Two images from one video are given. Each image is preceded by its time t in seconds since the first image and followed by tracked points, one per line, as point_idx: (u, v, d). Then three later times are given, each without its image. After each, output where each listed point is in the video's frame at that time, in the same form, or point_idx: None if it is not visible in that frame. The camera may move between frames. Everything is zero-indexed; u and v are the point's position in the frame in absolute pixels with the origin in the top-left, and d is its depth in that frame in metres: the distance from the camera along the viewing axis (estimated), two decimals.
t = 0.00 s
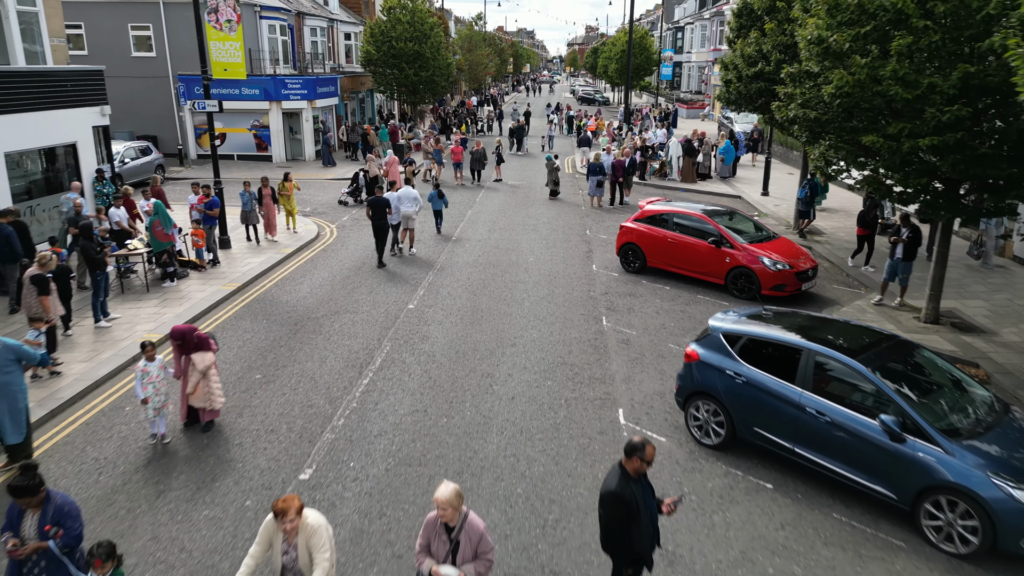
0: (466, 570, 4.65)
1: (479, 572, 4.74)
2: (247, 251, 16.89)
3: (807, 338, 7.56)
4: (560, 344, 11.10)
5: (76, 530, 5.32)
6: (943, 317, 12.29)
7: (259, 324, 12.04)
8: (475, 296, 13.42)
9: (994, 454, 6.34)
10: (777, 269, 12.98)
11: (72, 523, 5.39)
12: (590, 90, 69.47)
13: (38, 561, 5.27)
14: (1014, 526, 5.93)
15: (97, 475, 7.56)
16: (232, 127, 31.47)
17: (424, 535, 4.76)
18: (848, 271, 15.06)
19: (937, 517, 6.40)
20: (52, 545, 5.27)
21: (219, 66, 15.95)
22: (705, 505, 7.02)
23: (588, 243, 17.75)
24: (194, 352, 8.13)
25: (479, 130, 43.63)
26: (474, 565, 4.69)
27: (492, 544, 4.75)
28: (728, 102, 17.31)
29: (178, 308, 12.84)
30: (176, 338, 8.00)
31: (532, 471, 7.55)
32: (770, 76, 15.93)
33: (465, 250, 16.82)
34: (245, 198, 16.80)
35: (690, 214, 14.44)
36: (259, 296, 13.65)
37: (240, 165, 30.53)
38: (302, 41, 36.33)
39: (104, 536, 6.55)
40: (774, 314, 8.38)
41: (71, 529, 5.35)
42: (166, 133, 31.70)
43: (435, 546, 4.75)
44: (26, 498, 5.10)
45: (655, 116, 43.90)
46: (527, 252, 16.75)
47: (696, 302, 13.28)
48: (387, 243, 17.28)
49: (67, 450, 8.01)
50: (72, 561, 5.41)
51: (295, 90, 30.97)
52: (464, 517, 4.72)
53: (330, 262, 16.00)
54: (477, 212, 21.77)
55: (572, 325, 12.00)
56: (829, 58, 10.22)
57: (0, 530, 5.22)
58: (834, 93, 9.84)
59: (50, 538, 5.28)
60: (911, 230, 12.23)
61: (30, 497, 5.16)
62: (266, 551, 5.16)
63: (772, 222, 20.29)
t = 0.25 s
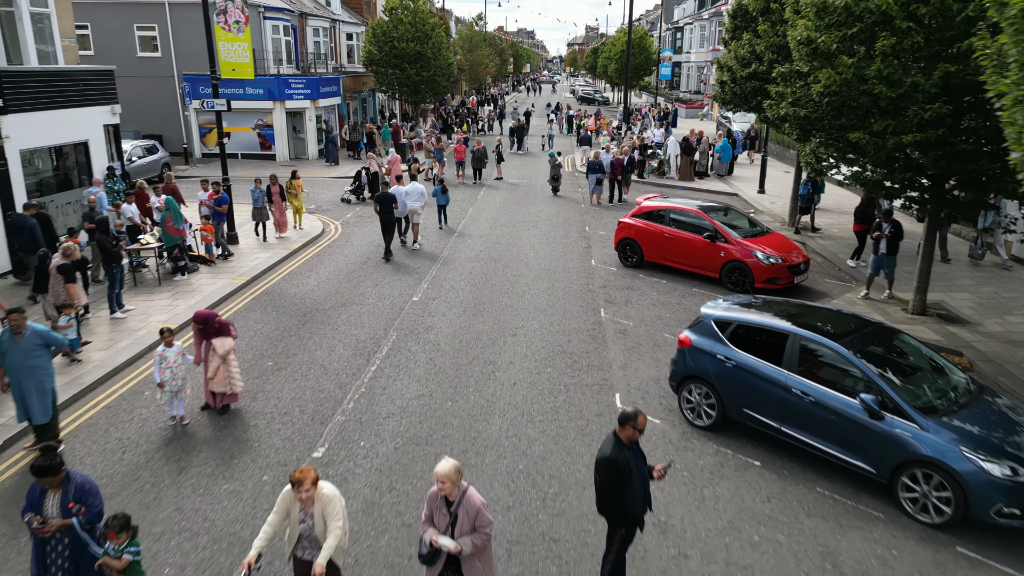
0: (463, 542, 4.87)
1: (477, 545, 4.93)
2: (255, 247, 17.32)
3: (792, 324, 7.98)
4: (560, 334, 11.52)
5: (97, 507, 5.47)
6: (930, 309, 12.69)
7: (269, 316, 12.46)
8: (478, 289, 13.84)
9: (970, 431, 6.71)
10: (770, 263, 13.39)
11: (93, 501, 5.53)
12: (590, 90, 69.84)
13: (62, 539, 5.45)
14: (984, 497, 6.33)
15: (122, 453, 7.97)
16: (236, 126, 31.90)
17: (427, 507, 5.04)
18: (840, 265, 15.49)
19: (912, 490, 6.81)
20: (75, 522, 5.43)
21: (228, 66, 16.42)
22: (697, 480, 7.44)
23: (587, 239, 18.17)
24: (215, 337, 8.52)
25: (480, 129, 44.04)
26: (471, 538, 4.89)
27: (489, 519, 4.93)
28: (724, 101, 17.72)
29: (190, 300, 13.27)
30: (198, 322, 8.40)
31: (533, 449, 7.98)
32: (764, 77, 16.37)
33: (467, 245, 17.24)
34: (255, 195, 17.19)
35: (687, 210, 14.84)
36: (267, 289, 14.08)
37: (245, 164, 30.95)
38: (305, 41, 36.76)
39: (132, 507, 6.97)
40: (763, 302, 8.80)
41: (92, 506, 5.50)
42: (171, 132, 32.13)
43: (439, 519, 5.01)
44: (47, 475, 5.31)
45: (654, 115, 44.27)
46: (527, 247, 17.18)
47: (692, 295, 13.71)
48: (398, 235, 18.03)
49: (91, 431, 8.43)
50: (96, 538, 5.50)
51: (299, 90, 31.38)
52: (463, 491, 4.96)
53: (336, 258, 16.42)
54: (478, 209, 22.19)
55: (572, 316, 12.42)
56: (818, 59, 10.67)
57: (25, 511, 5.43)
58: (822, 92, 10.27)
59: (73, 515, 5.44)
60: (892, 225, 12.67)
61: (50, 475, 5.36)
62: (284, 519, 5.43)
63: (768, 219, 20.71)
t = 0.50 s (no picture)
0: (458, 518, 5.14)
1: (471, 522, 5.20)
2: (261, 243, 17.70)
3: (781, 312, 8.36)
4: (560, 326, 11.89)
5: (116, 483, 5.57)
6: (920, 302, 13.04)
7: (277, 308, 12.83)
8: (480, 283, 14.21)
9: (949, 411, 7.06)
10: (765, 257, 13.75)
11: (110, 479, 5.63)
12: (590, 90, 70.21)
13: (80, 516, 5.52)
14: (961, 474, 6.68)
15: (141, 436, 8.34)
16: (239, 126, 32.28)
17: (424, 487, 5.31)
18: (834, 260, 15.86)
19: (894, 468, 7.17)
20: (93, 499, 5.50)
21: (236, 66, 16.81)
22: (691, 461, 7.80)
23: (586, 236, 18.54)
24: (230, 325, 8.90)
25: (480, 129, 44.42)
26: (465, 514, 5.16)
27: (483, 496, 5.20)
28: (721, 100, 18.09)
29: (200, 294, 13.64)
30: (215, 310, 8.80)
31: (534, 432, 8.35)
32: (759, 77, 16.74)
33: (469, 241, 17.62)
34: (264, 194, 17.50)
35: (685, 207, 15.21)
36: (275, 283, 14.46)
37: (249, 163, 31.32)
38: (308, 42, 37.14)
39: (154, 484, 7.33)
40: (754, 293, 9.18)
41: (109, 484, 5.58)
42: (175, 132, 32.48)
43: (433, 496, 5.27)
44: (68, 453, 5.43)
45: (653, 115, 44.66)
46: (528, 243, 17.56)
47: (688, 289, 14.08)
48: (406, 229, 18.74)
49: (111, 416, 8.79)
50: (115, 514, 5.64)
51: (302, 89, 31.75)
52: (457, 470, 5.23)
53: (341, 253, 16.80)
54: (479, 207, 22.57)
55: (571, 309, 12.80)
56: (808, 59, 11.04)
57: (43, 489, 5.54)
58: (813, 90, 10.64)
59: (91, 493, 5.51)
60: (877, 220, 12.94)
61: (69, 454, 5.49)
62: (294, 500, 5.66)
63: (764, 216, 21.10)
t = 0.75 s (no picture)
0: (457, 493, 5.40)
1: (469, 496, 5.49)
2: (268, 239, 18.12)
3: (770, 300, 8.77)
4: (559, 317, 12.31)
5: (134, 464, 5.78)
6: (908, 295, 13.46)
7: (285, 301, 13.24)
8: (482, 277, 14.62)
9: (927, 392, 7.46)
10: (758, 252, 14.14)
11: (128, 459, 5.83)
12: (590, 90, 70.59)
13: (100, 493, 5.75)
14: (937, 450, 7.08)
15: (161, 418, 8.75)
16: (243, 125, 32.71)
17: (421, 464, 5.53)
18: (826, 255, 16.27)
19: (876, 446, 7.58)
20: (114, 478, 5.72)
21: (244, 66, 17.21)
22: (684, 441, 8.22)
23: (586, 232, 18.95)
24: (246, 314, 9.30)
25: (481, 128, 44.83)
26: (464, 489, 5.43)
27: (480, 471, 5.48)
28: (718, 99, 18.49)
29: (211, 287, 14.06)
30: (233, 300, 9.20)
31: (534, 415, 8.77)
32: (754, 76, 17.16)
33: (471, 237, 18.04)
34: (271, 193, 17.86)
35: (681, 203, 15.62)
36: (282, 277, 14.88)
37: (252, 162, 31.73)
38: (311, 42, 37.55)
39: (175, 462, 7.74)
40: (745, 283, 9.59)
41: (128, 464, 5.79)
42: (180, 131, 32.91)
43: (431, 474, 5.49)
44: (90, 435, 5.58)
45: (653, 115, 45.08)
46: (529, 239, 17.98)
47: (684, 283, 14.49)
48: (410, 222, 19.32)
49: (131, 400, 9.19)
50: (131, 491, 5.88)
51: (305, 89, 32.15)
52: (454, 448, 5.48)
53: (346, 249, 17.22)
54: (481, 205, 23.00)
55: (571, 301, 13.21)
56: (799, 59, 11.44)
57: (65, 468, 5.67)
58: (804, 90, 11.05)
59: (110, 472, 5.72)
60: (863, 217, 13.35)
61: (92, 435, 5.63)
62: (300, 478, 5.99)
63: (760, 213, 21.51)
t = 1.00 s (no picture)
0: (461, 476, 5.65)
1: (470, 479, 5.73)
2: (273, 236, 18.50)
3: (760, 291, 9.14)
4: (559, 310, 12.69)
5: (145, 452, 6.02)
6: (898, 289, 13.82)
7: (292, 295, 13.61)
8: (483, 272, 14.99)
9: (907, 376, 7.82)
10: (752, 247, 14.50)
11: (139, 449, 6.07)
12: (589, 90, 70.96)
13: (111, 479, 5.96)
14: (915, 431, 7.44)
15: (176, 404, 9.12)
16: (247, 124, 33.07)
17: (423, 451, 5.74)
18: (820, 251, 16.64)
19: (860, 428, 7.94)
20: (125, 465, 5.93)
21: (250, 66, 17.58)
22: (677, 425, 8.59)
23: (585, 229, 19.32)
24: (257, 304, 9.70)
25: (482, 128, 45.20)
26: (466, 472, 5.68)
27: (480, 456, 5.75)
28: (714, 98, 18.87)
29: (219, 282, 14.44)
30: (245, 290, 9.59)
31: (534, 401, 9.14)
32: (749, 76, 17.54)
33: (472, 234, 18.41)
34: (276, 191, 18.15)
35: (678, 200, 15.98)
36: (288, 272, 15.25)
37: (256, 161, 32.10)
38: (313, 42, 37.93)
39: (191, 445, 8.11)
40: (736, 275, 9.96)
41: (139, 452, 6.03)
42: (184, 130, 33.27)
43: (433, 459, 5.71)
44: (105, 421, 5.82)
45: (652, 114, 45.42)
46: (528, 236, 18.35)
47: (680, 278, 14.87)
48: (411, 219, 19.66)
49: (146, 388, 9.56)
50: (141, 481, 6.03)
51: (308, 89, 32.52)
52: (455, 434, 5.74)
53: (349, 245, 17.59)
54: (481, 202, 23.37)
55: (569, 295, 13.58)
56: (790, 59, 11.81)
57: (82, 453, 5.93)
58: (794, 89, 11.42)
59: (122, 460, 5.93)
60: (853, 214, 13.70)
61: (107, 422, 5.87)
62: (308, 459, 6.20)
63: (756, 211, 21.89)
